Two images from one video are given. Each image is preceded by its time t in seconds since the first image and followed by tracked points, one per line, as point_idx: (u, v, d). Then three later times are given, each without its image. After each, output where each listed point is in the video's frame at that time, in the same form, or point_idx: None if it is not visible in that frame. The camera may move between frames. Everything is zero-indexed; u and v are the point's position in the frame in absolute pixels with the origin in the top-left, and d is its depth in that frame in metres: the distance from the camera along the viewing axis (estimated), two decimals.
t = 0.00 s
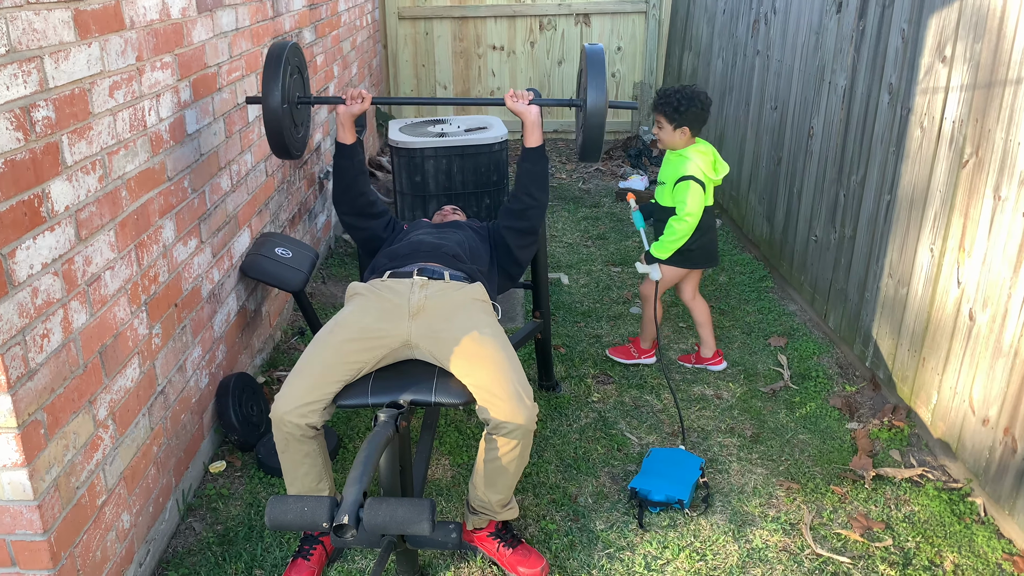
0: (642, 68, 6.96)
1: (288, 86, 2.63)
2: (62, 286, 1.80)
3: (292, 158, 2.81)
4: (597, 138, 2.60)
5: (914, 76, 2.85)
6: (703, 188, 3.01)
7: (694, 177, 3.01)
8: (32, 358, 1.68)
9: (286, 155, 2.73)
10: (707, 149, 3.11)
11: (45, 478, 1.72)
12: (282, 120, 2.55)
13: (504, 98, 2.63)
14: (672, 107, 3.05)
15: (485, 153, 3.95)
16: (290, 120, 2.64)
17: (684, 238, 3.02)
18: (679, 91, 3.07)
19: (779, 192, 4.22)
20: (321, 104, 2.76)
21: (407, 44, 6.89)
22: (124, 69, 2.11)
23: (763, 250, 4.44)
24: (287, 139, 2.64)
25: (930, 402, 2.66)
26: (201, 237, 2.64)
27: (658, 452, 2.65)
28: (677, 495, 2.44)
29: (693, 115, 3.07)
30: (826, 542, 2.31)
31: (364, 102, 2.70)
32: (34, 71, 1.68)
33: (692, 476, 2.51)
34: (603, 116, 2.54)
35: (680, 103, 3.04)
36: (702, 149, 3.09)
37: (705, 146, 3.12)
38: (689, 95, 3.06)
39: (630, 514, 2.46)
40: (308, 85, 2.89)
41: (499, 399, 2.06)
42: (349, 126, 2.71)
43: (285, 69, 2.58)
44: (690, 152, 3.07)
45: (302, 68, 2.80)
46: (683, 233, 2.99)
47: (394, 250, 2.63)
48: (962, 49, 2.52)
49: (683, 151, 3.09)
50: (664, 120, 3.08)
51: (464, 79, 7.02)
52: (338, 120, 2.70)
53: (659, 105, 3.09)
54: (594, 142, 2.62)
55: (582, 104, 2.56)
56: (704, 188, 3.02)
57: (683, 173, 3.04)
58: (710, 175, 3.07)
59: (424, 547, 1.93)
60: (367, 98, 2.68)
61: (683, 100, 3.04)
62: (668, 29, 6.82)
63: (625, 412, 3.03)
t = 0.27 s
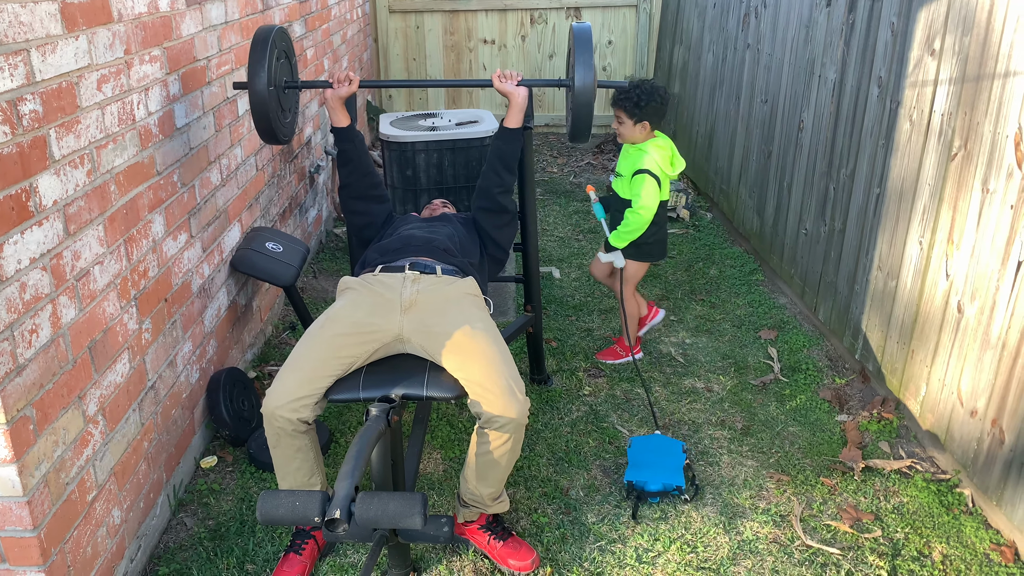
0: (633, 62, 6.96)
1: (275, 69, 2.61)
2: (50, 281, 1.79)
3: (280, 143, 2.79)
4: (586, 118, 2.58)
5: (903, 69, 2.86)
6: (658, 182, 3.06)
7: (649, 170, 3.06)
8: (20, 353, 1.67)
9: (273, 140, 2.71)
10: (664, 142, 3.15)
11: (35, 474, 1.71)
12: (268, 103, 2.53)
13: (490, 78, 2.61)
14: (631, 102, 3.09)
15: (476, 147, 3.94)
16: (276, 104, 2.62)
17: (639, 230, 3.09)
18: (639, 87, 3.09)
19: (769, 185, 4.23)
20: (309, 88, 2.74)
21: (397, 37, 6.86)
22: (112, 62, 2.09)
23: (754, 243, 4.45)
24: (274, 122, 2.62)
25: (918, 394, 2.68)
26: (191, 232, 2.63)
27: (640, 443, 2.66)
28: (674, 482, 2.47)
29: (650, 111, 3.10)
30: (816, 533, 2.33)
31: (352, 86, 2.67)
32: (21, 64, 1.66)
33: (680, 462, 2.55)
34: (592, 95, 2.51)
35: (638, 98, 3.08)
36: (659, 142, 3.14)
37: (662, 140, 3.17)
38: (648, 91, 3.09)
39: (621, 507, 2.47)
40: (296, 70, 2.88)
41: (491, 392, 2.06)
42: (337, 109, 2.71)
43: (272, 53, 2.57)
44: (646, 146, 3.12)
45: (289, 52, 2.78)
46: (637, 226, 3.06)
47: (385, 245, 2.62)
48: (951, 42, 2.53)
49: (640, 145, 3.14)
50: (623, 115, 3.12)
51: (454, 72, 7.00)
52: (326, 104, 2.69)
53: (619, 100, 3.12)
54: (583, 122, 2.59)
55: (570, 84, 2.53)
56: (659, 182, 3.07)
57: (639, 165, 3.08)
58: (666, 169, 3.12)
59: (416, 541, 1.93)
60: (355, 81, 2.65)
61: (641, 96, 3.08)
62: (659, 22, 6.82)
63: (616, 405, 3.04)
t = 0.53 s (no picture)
0: (635, 60, 6.95)
1: (275, 71, 2.61)
2: (54, 284, 1.80)
3: (282, 144, 2.79)
4: (583, 119, 2.57)
5: (906, 65, 2.85)
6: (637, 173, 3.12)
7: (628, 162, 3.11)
8: (25, 356, 1.67)
9: (274, 141, 2.71)
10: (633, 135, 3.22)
11: (41, 476, 1.72)
12: (268, 104, 2.53)
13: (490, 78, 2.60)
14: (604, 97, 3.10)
15: (479, 147, 3.94)
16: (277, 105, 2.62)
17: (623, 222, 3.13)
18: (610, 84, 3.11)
19: (773, 182, 4.22)
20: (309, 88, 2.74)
21: (399, 38, 6.86)
22: (115, 65, 2.10)
23: (757, 241, 4.44)
24: (275, 123, 2.62)
25: (924, 390, 2.68)
26: (195, 233, 2.64)
27: (640, 430, 2.68)
28: (677, 469, 2.51)
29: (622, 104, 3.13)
30: (822, 531, 2.32)
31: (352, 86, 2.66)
32: (24, 68, 1.67)
33: (682, 446, 2.59)
34: (589, 96, 2.51)
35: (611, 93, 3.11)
36: (628, 136, 3.21)
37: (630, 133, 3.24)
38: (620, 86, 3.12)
39: (626, 505, 2.47)
40: (297, 71, 2.88)
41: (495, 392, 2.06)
42: (338, 109, 2.71)
43: (272, 54, 2.57)
44: (618, 140, 3.17)
45: (290, 53, 2.79)
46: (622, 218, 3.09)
47: (387, 247, 2.62)
48: (954, 38, 2.52)
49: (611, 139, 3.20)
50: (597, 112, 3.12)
51: (457, 72, 7.00)
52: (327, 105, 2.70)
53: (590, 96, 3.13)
54: (581, 123, 2.58)
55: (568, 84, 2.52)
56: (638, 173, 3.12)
57: (617, 160, 3.13)
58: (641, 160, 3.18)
59: (421, 541, 1.93)
60: (354, 81, 2.65)
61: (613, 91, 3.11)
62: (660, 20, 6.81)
63: (620, 404, 3.04)
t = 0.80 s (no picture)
0: (619, 54, 6.96)
1: (260, 62, 2.58)
2: (32, 282, 1.77)
3: (267, 135, 2.77)
4: (566, 113, 2.57)
5: (886, 58, 2.87)
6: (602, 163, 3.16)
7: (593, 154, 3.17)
8: (3, 355, 1.65)
9: (259, 132, 2.69)
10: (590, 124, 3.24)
11: (20, 476, 1.70)
12: (253, 95, 2.50)
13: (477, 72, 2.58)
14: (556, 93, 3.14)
15: (462, 141, 3.93)
16: (262, 96, 2.59)
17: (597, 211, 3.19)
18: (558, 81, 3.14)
19: (756, 175, 4.24)
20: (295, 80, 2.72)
21: (382, 32, 6.82)
22: (92, 59, 2.07)
23: (741, 234, 4.47)
24: (260, 115, 2.60)
25: (905, 381, 2.70)
26: (176, 230, 2.61)
27: (617, 414, 2.71)
28: (659, 450, 2.56)
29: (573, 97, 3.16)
30: (806, 521, 2.34)
31: (336, 78, 2.65)
32: None
33: (660, 427, 2.63)
34: (572, 91, 2.50)
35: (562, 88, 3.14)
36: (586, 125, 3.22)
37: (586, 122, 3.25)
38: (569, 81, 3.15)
39: (612, 498, 2.48)
40: (282, 63, 2.86)
41: (480, 386, 2.06)
42: (323, 101, 2.69)
43: (257, 46, 2.54)
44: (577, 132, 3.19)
45: (275, 44, 2.76)
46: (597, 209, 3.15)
47: (371, 242, 2.60)
48: (934, 30, 2.54)
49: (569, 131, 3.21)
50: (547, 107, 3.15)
51: (440, 66, 6.98)
52: (312, 97, 2.69)
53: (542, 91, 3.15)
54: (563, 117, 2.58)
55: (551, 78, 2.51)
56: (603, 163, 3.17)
57: (582, 153, 3.17)
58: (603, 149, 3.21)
59: (407, 536, 1.93)
60: (340, 73, 2.64)
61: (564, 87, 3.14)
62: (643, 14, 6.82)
63: (605, 397, 3.04)
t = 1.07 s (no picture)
0: (614, 51, 6.96)
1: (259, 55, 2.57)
2: (25, 276, 1.77)
3: (266, 128, 2.76)
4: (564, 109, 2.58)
5: (880, 56, 2.88)
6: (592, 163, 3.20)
7: (583, 155, 3.21)
8: None
9: (258, 124, 2.68)
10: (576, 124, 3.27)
11: (13, 472, 1.70)
12: (252, 87, 2.49)
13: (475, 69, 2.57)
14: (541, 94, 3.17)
15: (457, 137, 3.93)
16: (260, 88, 2.58)
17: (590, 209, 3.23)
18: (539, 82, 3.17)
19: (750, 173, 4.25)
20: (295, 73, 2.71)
21: (377, 28, 6.81)
22: (85, 54, 2.06)
23: (735, 231, 4.47)
24: (258, 107, 2.59)
25: (897, 378, 2.72)
26: (169, 225, 2.61)
27: (601, 403, 2.82)
28: (645, 433, 2.66)
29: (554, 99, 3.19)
30: (798, 517, 2.35)
31: (336, 71, 2.64)
32: None
33: (642, 412, 2.74)
34: (569, 88, 2.51)
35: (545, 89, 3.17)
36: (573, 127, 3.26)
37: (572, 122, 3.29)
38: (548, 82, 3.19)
39: (606, 494, 2.49)
40: (283, 56, 2.85)
41: (473, 382, 2.06)
42: (323, 94, 2.69)
43: (256, 38, 2.53)
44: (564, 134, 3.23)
45: (275, 37, 2.76)
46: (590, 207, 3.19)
47: (366, 238, 2.60)
48: (927, 28, 2.55)
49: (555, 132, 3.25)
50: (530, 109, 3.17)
51: (436, 63, 6.97)
52: (311, 90, 2.68)
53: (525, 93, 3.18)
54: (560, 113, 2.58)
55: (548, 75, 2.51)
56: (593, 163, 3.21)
57: (573, 153, 3.20)
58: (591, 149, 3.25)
59: (401, 532, 1.93)
60: (340, 67, 2.62)
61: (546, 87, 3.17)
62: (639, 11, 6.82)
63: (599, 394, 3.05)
